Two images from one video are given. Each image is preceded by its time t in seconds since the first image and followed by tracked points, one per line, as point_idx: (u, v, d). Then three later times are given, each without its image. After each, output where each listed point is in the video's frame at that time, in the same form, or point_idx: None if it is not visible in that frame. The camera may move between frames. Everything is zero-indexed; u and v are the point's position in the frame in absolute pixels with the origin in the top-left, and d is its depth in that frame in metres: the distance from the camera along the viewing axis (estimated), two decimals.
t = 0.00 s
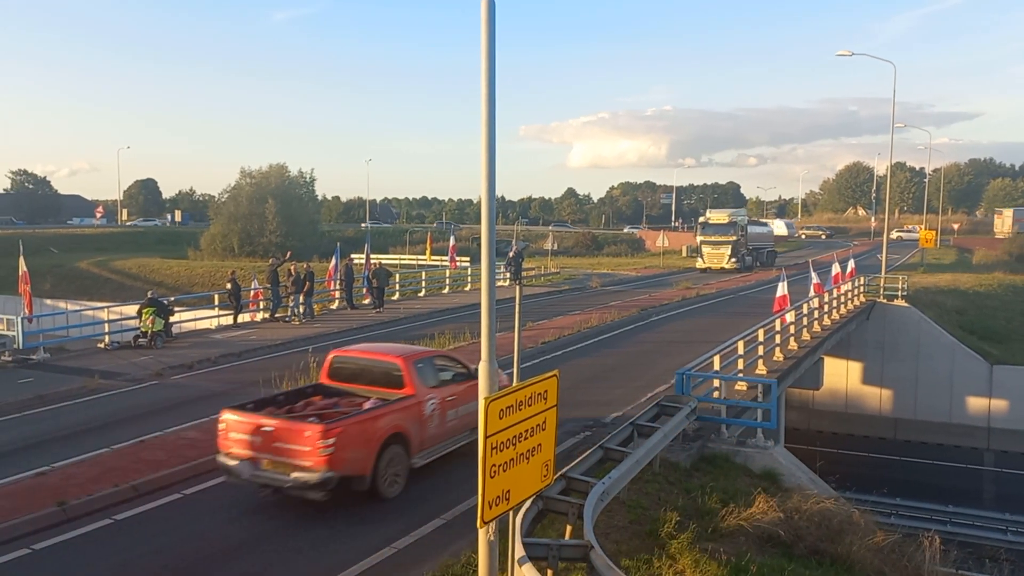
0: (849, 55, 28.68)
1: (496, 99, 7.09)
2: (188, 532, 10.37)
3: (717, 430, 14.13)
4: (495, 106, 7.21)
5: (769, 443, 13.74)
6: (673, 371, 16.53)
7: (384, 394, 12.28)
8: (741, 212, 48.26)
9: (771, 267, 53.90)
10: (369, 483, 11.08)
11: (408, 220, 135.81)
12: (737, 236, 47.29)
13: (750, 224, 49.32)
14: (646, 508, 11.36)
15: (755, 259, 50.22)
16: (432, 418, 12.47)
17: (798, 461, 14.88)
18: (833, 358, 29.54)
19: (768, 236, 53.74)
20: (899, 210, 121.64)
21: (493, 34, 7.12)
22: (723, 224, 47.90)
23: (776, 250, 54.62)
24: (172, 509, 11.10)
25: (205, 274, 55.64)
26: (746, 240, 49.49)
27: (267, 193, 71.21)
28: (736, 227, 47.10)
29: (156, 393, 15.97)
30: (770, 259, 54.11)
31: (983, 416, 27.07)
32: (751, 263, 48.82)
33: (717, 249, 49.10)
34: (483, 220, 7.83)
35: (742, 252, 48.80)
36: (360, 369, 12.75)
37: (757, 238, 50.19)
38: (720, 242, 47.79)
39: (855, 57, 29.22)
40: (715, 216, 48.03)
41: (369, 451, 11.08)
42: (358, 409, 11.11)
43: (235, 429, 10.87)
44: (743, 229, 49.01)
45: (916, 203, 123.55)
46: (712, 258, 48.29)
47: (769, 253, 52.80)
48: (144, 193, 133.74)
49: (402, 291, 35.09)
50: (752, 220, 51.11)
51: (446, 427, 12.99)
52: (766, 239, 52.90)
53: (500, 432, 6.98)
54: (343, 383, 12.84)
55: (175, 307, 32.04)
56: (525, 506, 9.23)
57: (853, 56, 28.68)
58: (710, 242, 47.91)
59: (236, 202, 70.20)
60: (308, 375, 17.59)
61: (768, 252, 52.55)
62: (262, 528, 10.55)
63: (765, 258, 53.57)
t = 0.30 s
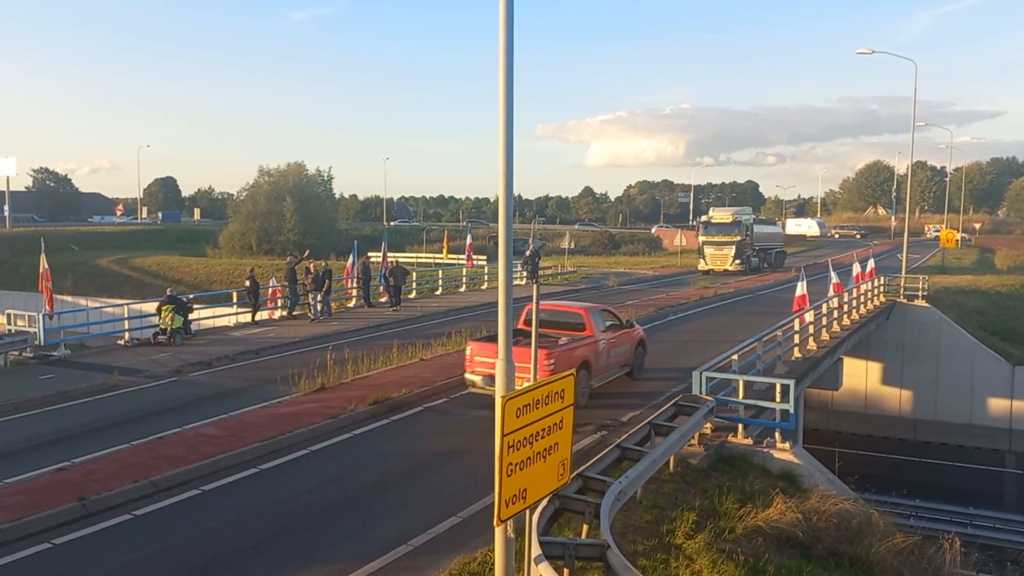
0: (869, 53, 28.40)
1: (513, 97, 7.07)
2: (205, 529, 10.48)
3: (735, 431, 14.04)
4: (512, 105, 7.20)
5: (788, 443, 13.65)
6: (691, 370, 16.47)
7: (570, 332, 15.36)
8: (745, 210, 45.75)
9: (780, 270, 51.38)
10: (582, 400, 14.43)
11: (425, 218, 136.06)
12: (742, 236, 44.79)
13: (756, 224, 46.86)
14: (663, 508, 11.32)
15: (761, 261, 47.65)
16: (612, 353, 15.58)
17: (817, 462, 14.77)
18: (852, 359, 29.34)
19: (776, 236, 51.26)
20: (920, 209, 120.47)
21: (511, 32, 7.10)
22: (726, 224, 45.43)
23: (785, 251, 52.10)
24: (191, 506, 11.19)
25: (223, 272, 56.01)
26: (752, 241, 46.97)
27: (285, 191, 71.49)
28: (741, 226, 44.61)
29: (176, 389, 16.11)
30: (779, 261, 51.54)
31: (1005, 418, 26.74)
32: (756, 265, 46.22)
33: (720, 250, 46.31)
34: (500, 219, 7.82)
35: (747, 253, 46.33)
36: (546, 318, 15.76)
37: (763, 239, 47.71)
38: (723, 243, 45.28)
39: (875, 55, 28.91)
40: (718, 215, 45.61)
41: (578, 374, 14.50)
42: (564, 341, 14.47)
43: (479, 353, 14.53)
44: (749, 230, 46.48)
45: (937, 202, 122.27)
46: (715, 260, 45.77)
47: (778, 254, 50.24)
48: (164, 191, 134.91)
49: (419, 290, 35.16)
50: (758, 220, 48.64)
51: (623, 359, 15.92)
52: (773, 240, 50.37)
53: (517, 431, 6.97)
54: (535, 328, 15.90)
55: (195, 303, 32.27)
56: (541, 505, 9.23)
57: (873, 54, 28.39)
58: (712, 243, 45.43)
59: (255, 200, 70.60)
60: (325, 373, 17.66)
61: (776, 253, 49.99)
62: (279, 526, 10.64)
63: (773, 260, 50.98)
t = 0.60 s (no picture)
0: (887, 51, 28.24)
1: (529, 95, 7.07)
2: (222, 526, 10.56)
3: (751, 431, 13.97)
4: (528, 104, 7.20)
5: (804, 444, 13.58)
6: (707, 370, 16.41)
7: (681, 303, 18.76)
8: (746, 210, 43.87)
9: (786, 271, 49.71)
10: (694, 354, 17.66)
11: (440, 217, 136.27)
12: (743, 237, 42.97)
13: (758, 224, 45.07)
14: (678, 508, 11.29)
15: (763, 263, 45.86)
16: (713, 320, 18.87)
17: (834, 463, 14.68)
18: (870, 359, 29.19)
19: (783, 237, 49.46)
20: (939, 209, 119.43)
21: (527, 31, 7.10)
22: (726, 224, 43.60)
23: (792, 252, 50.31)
24: (207, 503, 11.27)
25: (240, 271, 56.34)
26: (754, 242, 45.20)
27: (301, 189, 71.85)
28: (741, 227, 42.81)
29: (193, 387, 16.20)
30: (784, 263, 49.78)
31: None
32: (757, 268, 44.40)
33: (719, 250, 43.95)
34: (516, 217, 7.82)
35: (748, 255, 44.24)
36: (659, 293, 19.18)
37: (766, 240, 45.91)
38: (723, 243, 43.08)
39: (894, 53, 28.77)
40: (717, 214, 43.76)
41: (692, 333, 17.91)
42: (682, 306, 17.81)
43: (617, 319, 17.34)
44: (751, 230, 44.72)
45: (957, 202, 121.10)
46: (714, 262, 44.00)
47: (783, 255, 48.53)
48: (181, 190, 135.90)
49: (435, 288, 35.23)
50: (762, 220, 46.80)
51: (719, 328, 19.52)
52: (778, 241, 48.60)
53: (533, 430, 6.97)
54: (646, 301, 19.41)
55: (213, 301, 32.51)
56: (556, 505, 9.23)
57: (891, 53, 28.23)
58: (712, 244, 43.69)
59: (271, 199, 70.97)
60: (341, 371, 17.72)
61: (781, 254, 48.26)
62: (294, 523, 10.70)
63: (778, 262, 49.30)
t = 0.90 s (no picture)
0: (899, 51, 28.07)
1: (540, 95, 7.07)
2: (232, 524, 10.59)
3: (762, 432, 13.93)
4: (539, 103, 7.20)
5: (815, 445, 13.54)
6: (717, 371, 16.36)
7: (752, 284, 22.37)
8: (739, 209, 41.20)
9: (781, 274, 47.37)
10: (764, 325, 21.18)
11: (450, 217, 136.34)
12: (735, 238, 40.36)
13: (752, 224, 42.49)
14: (688, 508, 11.27)
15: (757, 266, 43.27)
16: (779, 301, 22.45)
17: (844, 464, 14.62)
18: (881, 360, 29.09)
19: (779, 237, 47.06)
20: (952, 209, 118.68)
21: (538, 30, 7.10)
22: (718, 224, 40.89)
23: (789, 254, 47.92)
24: (218, 501, 11.33)
25: (250, 270, 56.51)
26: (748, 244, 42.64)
27: (311, 189, 72.04)
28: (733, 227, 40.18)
29: (204, 385, 16.27)
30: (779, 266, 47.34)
31: None
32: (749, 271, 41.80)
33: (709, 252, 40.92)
34: (526, 217, 7.82)
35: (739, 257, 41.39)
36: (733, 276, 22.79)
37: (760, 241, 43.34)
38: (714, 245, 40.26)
39: (906, 52, 28.64)
40: (708, 214, 41.04)
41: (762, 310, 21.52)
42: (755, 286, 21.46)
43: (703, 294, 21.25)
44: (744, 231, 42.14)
45: (969, 202, 120.29)
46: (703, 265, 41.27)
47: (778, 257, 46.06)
48: (192, 189, 136.48)
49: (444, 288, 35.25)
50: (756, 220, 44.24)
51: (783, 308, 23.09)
52: (773, 243, 46.11)
53: (543, 430, 6.98)
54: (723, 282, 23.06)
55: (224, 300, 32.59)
56: (565, 504, 9.25)
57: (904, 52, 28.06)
58: (701, 246, 40.93)
59: (281, 198, 71.12)
60: (351, 370, 17.76)
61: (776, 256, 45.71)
62: (305, 521, 10.73)
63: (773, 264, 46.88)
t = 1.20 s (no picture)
0: (907, 50, 28.03)
1: (547, 95, 7.08)
2: (239, 523, 10.62)
3: (769, 432, 13.90)
4: (546, 104, 7.22)
5: (822, 445, 13.51)
6: (724, 371, 16.35)
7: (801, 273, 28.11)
8: (724, 208, 39.34)
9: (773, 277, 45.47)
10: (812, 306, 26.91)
11: (456, 216, 136.42)
12: (719, 239, 38.47)
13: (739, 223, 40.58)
14: (695, 509, 11.26)
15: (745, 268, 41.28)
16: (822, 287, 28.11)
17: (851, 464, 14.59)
18: (889, 361, 29.02)
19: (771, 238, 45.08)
20: (960, 209, 118.25)
21: (545, 31, 7.11)
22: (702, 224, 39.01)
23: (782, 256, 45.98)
24: (225, 499, 11.37)
25: (257, 269, 56.64)
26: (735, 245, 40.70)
27: (318, 188, 72.20)
28: (717, 228, 38.31)
29: (211, 384, 16.32)
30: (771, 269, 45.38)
31: None
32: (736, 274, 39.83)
33: (692, 254, 38.94)
34: (533, 217, 7.83)
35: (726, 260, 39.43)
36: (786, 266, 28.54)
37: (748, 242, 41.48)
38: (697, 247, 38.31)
39: (913, 51, 28.57)
40: (691, 213, 39.23)
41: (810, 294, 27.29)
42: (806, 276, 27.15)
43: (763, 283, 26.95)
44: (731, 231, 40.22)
45: (978, 202, 119.82)
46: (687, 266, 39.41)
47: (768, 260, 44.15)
48: (200, 189, 136.86)
49: (451, 288, 35.25)
50: (745, 220, 42.38)
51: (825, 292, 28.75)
52: (763, 244, 44.16)
53: (549, 430, 6.97)
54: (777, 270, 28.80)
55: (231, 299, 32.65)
56: (572, 504, 9.26)
57: (911, 52, 28.03)
58: (684, 247, 39.18)
59: (288, 198, 71.23)
60: (357, 369, 17.79)
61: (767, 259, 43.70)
62: (312, 520, 10.75)
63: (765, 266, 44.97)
